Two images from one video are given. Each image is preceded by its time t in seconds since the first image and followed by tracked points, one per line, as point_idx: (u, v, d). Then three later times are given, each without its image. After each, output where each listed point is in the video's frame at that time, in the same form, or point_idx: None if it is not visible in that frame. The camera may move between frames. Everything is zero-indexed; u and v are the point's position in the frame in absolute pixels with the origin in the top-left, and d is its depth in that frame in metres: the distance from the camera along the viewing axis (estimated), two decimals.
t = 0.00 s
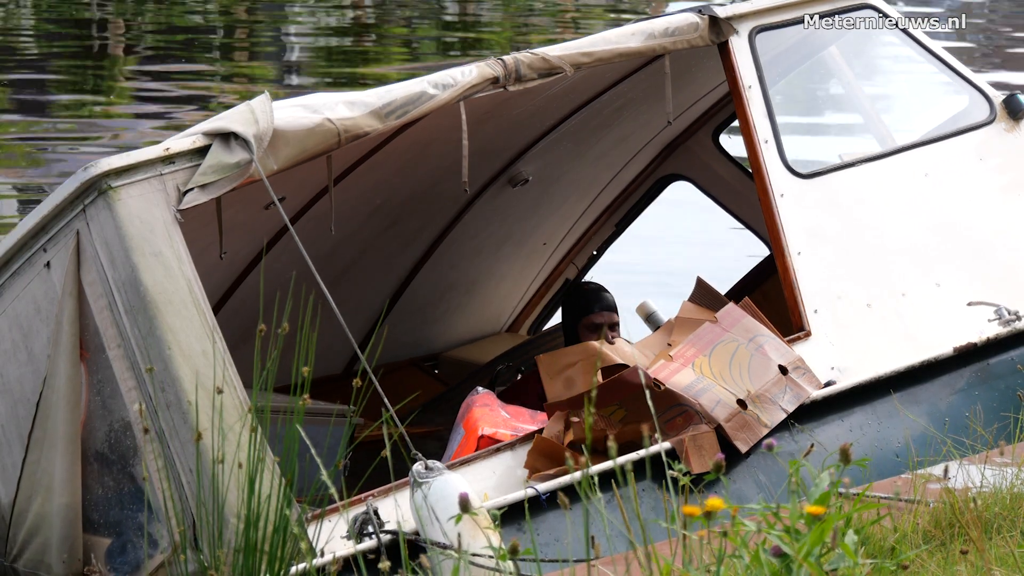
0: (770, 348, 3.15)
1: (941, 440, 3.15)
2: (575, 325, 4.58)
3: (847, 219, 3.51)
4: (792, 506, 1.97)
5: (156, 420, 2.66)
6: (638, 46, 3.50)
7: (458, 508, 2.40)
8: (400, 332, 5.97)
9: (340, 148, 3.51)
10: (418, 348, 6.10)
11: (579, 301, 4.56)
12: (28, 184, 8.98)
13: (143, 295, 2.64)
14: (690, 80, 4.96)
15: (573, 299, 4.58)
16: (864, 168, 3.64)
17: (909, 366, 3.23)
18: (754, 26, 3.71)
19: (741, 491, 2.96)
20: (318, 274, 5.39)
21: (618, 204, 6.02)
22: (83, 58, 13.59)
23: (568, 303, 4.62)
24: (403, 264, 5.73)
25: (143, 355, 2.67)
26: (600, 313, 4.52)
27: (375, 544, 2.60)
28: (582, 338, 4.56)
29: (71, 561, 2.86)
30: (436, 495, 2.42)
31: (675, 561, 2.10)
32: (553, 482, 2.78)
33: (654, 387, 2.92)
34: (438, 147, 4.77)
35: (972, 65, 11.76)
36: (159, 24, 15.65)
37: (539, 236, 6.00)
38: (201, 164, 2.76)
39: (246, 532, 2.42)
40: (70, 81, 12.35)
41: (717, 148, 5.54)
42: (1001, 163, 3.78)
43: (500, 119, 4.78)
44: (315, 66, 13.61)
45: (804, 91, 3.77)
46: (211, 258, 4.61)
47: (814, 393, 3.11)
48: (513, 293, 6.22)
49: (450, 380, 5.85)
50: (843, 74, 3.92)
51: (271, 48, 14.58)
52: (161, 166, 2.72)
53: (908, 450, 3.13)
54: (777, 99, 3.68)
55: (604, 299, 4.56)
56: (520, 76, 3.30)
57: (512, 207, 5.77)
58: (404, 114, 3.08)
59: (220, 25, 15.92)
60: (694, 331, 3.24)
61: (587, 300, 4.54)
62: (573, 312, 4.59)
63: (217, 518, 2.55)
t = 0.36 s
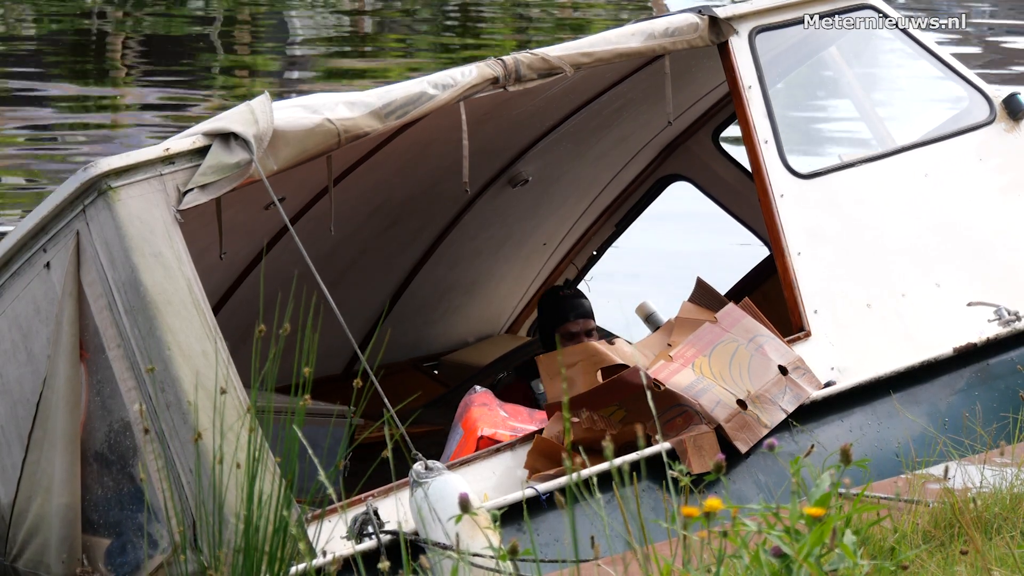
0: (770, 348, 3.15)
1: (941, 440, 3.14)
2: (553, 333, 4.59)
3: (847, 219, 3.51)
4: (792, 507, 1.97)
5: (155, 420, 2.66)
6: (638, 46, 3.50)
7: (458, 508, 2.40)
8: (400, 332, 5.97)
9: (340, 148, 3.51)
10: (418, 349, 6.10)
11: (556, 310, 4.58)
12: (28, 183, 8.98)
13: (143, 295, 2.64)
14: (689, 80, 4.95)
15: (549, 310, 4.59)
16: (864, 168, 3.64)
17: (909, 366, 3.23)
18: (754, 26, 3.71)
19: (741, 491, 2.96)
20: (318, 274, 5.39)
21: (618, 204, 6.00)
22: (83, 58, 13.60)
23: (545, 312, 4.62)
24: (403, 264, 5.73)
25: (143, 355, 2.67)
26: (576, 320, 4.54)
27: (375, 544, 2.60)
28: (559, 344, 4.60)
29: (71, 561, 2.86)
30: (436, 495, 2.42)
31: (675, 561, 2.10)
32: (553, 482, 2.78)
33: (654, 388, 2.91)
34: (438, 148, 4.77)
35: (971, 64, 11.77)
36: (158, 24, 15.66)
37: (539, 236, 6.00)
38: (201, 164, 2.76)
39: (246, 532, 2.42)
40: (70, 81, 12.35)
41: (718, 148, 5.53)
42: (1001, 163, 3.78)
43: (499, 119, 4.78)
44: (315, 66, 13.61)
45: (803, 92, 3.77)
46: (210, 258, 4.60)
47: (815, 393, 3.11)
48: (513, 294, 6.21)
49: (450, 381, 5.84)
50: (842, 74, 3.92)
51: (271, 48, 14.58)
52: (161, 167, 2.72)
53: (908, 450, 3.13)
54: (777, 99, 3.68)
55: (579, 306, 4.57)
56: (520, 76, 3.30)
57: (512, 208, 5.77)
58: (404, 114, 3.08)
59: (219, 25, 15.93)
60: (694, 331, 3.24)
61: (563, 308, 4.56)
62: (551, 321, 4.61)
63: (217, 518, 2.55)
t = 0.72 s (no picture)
0: (770, 348, 3.15)
1: (941, 440, 3.14)
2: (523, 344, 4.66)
3: (846, 219, 3.51)
4: (791, 506, 1.97)
5: (155, 420, 2.66)
6: (638, 46, 3.50)
7: (458, 508, 2.40)
8: (400, 332, 5.97)
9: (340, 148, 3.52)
10: (417, 349, 6.10)
11: (523, 322, 4.66)
12: (28, 183, 8.97)
13: (143, 295, 2.64)
14: (689, 80, 4.95)
15: (516, 322, 4.67)
16: (863, 168, 3.64)
17: (909, 366, 3.24)
18: (754, 26, 3.71)
19: (741, 491, 2.96)
20: (318, 274, 5.39)
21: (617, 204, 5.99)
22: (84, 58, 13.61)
23: (513, 325, 4.70)
24: (403, 264, 5.73)
25: (143, 356, 2.67)
26: (546, 332, 4.62)
27: (375, 544, 2.61)
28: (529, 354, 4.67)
29: (71, 561, 2.86)
30: (436, 495, 2.42)
31: (674, 561, 2.10)
32: (553, 482, 2.78)
33: (654, 388, 2.92)
34: (438, 148, 4.77)
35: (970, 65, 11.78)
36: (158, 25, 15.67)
37: (539, 236, 5.99)
38: (201, 164, 2.76)
39: (246, 532, 2.41)
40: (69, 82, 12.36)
41: (717, 149, 5.53)
42: (1001, 163, 3.78)
43: (499, 120, 4.78)
44: (315, 66, 13.62)
45: (803, 92, 3.77)
46: (210, 258, 4.60)
47: (814, 393, 3.12)
48: (513, 294, 6.20)
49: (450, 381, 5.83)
50: (842, 74, 3.92)
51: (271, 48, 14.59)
52: (161, 167, 2.72)
53: (908, 450, 3.13)
54: (777, 99, 3.68)
55: (546, 315, 4.67)
56: (520, 76, 3.30)
57: (511, 208, 5.77)
58: (404, 114, 3.09)
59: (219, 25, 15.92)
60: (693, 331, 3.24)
61: (531, 320, 4.65)
62: (519, 333, 4.69)
63: (217, 518, 2.55)
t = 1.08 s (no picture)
0: (770, 349, 3.15)
1: (941, 440, 3.14)
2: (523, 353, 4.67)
3: (846, 219, 3.52)
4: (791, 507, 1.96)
5: (155, 421, 2.66)
6: (638, 47, 3.50)
7: (458, 508, 2.40)
8: (400, 332, 5.97)
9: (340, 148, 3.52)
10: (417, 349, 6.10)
11: (525, 329, 4.68)
12: (28, 183, 8.97)
13: (143, 295, 2.64)
14: (689, 80, 4.95)
15: (518, 328, 4.71)
16: (863, 168, 3.64)
17: (909, 367, 3.24)
18: (754, 26, 3.71)
19: (741, 492, 2.95)
20: (318, 274, 5.39)
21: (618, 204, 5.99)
22: (84, 58, 13.61)
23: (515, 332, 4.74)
24: (403, 263, 5.73)
25: (143, 356, 2.67)
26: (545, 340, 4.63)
27: (375, 545, 2.60)
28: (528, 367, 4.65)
29: (71, 561, 2.86)
30: (436, 495, 2.42)
31: (674, 562, 2.09)
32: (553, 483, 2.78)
33: (654, 388, 2.92)
34: (438, 148, 4.77)
35: (970, 65, 11.79)
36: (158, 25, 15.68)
37: (539, 236, 5.99)
38: (201, 165, 2.76)
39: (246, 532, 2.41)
40: (69, 82, 12.37)
41: (717, 149, 5.53)
42: (1001, 164, 3.78)
43: (499, 120, 4.78)
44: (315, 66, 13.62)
45: (803, 92, 3.77)
46: (210, 258, 4.59)
47: (814, 393, 3.12)
48: (513, 294, 6.20)
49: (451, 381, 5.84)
50: (842, 74, 3.92)
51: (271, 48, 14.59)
52: (161, 167, 2.72)
53: (908, 450, 3.13)
54: (777, 99, 3.68)
55: (548, 326, 4.67)
56: (520, 77, 3.30)
57: (511, 208, 5.77)
58: (404, 114, 3.09)
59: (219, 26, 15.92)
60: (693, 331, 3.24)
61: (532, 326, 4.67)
62: (520, 341, 4.71)
63: (217, 519, 2.55)
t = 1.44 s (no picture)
0: (770, 349, 3.15)
1: (940, 441, 3.14)
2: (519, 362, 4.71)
3: (846, 220, 3.52)
4: (791, 506, 1.96)
5: (155, 421, 2.66)
6: (638, 47, 3.51)
7: (458, 508, 2.40)
8: (400, 332, 5.97)
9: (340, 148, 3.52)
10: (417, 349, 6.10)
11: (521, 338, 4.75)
12: (28, 183, 8.97)
13: (143, 295, 2.64)
14: (689, 80, 4.95)
15: (514, 338, 4.77)
16: (863, 169, 3.64)
17: (909, 367, 3.24)
18: (754, 27, 3.71)
19: (741, 492, 2.95)
20: (318, 274, 5.39)
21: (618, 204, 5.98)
22: (83, 58, 13.62)
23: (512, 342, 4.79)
24: (403, 263, 5.73)
25: (143, 356, 2.67)
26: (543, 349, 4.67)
27: (375, 545, 2.60)
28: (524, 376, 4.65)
29: (71, 562, 2.85)
30: (436, 494, 2.42)
31: (674, 562, 2.09)
32: (553, 483, 2.78)
33: (654, 389, 2.92)
34: (438, 148, 4.77)
35: (969, 65, 11.80)
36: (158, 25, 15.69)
37: (539, 236, 5.99)
38: (201, 165, 2.76)
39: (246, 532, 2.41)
40: (69, 82, 12.37)
41: (717, 149, 5.53)
42: (1001, 164, 3.78)
43: (499, 120, 4.78)
44: (315, 66, 13.62)
45: (802, 93, 3.78)
46: (210, 259, 4.59)
47: (814, 394, 3.12)
48: (513, 294, 6.19)
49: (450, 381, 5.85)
50: (842, 75, 3.92)
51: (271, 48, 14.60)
52: (161, 168, 2.72)
53: (908, 451, 3.13)
54: (777, 99, 3.68)
55: (544, 337, 4.75)
56: (520, 77, 3.30)
57: (511, 208, 5.77)
58: (404, 114, 3.09)
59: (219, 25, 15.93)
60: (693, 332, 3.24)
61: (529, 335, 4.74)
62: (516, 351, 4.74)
63: (217, 519, 2.55)
